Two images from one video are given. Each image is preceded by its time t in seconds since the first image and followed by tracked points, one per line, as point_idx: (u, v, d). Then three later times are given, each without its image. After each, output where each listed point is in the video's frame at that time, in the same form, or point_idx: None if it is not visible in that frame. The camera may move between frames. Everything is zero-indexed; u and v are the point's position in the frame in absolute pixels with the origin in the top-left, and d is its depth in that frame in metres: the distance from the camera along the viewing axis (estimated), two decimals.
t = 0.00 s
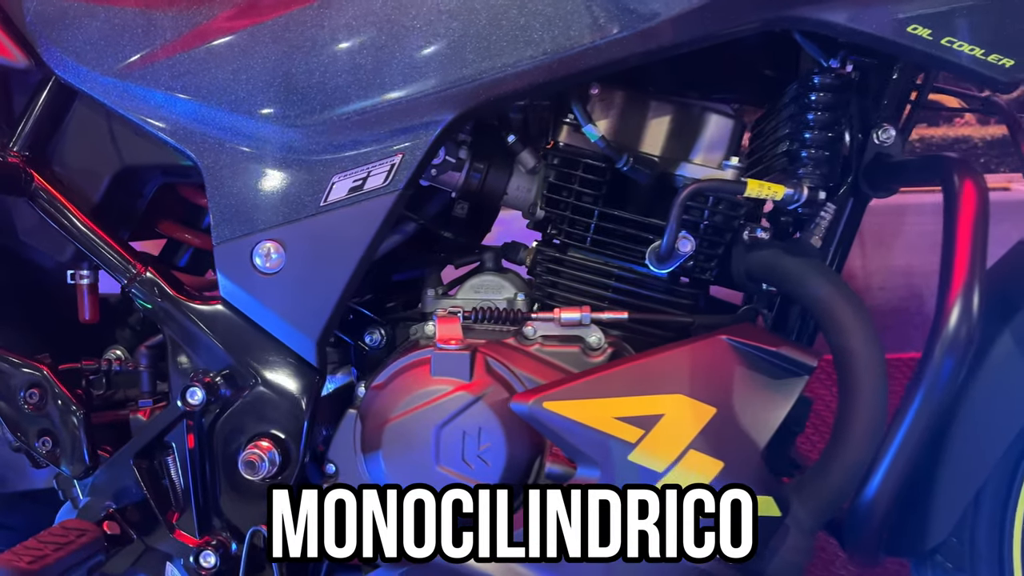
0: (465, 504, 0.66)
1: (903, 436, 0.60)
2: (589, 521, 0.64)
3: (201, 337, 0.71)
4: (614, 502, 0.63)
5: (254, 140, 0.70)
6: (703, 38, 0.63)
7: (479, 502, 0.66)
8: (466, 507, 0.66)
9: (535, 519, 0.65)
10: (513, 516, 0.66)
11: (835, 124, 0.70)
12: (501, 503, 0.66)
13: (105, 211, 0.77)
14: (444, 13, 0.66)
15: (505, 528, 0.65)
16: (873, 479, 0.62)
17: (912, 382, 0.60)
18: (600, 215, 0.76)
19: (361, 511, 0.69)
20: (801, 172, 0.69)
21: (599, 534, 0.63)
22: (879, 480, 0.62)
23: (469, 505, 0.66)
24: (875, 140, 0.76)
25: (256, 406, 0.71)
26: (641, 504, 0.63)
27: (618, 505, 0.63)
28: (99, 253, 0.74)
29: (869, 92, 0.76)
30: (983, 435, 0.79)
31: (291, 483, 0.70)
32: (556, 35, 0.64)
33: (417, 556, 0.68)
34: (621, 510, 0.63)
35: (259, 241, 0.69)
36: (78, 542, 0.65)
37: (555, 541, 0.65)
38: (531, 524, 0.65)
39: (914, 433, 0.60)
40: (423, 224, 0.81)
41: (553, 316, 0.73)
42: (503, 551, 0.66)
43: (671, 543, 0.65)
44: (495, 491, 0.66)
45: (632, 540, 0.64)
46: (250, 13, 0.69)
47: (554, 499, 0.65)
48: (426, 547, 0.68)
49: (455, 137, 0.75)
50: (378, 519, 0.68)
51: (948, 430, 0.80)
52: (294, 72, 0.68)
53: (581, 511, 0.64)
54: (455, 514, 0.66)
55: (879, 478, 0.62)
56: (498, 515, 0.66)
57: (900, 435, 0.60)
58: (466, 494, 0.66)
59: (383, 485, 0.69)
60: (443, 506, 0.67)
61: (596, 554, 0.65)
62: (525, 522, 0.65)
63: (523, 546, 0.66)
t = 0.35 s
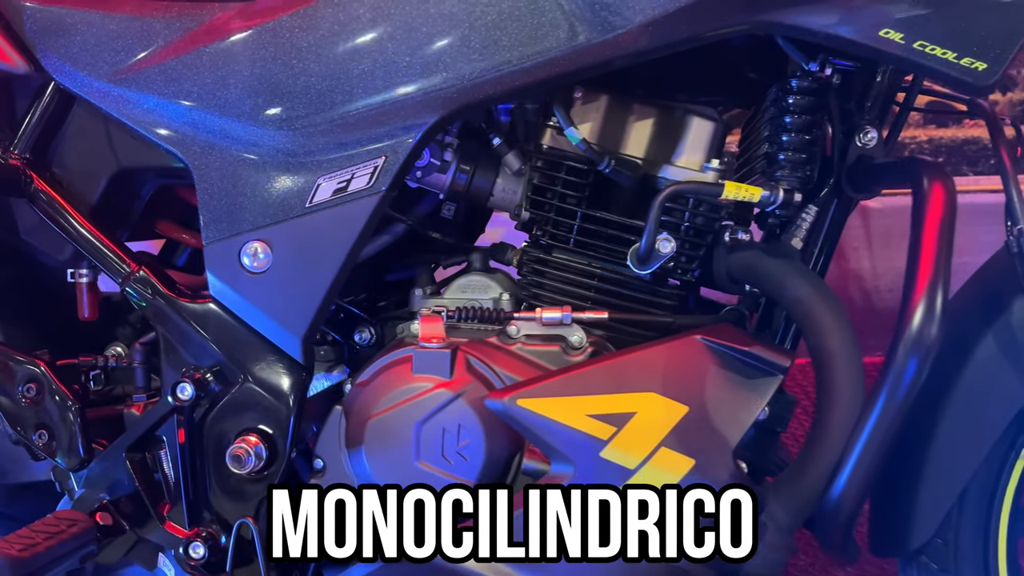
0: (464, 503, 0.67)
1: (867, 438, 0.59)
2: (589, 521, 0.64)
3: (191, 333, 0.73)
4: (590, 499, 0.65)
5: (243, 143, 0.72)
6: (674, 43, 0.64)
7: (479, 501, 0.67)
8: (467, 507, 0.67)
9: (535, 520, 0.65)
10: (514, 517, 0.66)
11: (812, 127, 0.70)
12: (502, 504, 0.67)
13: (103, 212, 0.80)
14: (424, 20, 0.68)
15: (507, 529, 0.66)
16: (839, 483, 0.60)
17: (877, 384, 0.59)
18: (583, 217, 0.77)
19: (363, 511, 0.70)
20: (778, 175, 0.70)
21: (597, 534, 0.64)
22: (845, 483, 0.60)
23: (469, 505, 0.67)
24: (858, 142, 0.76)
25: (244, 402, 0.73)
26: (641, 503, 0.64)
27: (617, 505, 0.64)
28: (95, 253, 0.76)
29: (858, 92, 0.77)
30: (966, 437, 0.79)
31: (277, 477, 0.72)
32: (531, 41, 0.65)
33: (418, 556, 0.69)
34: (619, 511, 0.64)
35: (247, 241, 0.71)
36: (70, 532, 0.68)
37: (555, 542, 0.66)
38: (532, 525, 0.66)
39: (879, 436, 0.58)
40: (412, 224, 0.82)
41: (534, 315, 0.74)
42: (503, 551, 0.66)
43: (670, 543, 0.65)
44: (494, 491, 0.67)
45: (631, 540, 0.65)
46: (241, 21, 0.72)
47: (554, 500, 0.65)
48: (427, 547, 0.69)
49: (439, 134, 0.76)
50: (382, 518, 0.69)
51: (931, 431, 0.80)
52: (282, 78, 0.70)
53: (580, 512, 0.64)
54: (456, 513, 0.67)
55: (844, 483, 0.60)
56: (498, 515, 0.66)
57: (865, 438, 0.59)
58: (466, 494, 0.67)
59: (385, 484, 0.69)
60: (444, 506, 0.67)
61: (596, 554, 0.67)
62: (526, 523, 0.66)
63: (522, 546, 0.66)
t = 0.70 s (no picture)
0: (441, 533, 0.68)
1: (837, 444, 0.57)
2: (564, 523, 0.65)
3: (183, 332, 0.75)
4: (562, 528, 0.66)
5: (234, 148, 0.74)
6: (653, 50, 0.65)
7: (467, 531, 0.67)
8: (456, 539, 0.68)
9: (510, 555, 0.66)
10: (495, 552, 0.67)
11: (795, 132, 0.71)
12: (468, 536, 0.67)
13: (102, 214, 0.82)
14: (409, 26, 0.69)
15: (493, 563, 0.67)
16: (808, 488, 0.59)
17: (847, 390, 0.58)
18: (570, 220, 0.78)
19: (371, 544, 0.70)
20: (760, 179, 0.71)
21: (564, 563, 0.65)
22: (816, 487, 0.59)
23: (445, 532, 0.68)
24: (845, 146, 0.76)
25: (236, 400, 0.74)
26: (607, 537, 0.65)
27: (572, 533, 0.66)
28: (93, 254, 0.78)
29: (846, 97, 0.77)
30: (953, 442, 0.79)
31: (267, 474, 0.74)
32: (513, 48, 0.66)
33: None
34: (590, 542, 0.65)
35: (237, 244, 0.72)
36: (63, 526, 0.71)
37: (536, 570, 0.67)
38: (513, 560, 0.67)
39: (849, 441, 0.57)
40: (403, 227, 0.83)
41: (520, 317, 0.75)
42: None
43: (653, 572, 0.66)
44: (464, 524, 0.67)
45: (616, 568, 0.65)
46: (234, 28, 0.74)
47: (540, 535, 0.66)
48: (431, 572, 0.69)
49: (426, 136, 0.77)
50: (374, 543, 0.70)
51: (918, 436, 0.80)
52: (272, 84, 0.72)
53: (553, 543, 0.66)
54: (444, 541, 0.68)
55: (814, 489, 0.59)
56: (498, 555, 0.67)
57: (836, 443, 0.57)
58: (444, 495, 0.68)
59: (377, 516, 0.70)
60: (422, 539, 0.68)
61: None
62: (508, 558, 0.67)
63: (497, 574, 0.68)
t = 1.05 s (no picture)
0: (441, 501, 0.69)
1: (815, 447, 0.57)
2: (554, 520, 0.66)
3: (178, 331, 0.76)
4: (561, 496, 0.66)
5: (228, 150, 0.75)
6: (637, 55, 0.65)
7: (467, 501, 0.68)
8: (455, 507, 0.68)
9: (508, 522, 0.67)
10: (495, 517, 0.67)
11: (784, 136, 0.71)
12: (471, 502, 0.68)
13: (103, 215, 0.83)
14: (396, 30, 0.70)
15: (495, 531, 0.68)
16: (789, 490, 0.59)
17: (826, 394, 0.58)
18: (561, 223, 0.79)
19: (371, 510, 0.71)
20: (748, 183, 0.71)
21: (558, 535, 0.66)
22: (795, 490, 0.59)
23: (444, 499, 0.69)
24: (837, 150, 0.75)
25: (229, 399, 0.76)
26: (607, 503, 0.65)
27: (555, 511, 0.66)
28: (92, 254, 0.80)
29: (839, 101, 0.77)
30: (947, 448, 0.78)
31: (259, 472, 0.75)
32: (498, 52, 0.67)
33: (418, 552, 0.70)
34: (589, 509, 0.66)
35: (231, 245, 0.74)
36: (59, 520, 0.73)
37: (533, 542, 0.67)
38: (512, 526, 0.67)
39: (827, 444, 0.57)
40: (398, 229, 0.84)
41: (510, 319, 0.75)
42: (477, 551, 0.68)
43: (653, 539, 0.66)
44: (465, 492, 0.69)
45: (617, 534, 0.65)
46: (229, 33, 0.75)
47: (541, 500, 0.66)
48: (433, 544, 0.69)
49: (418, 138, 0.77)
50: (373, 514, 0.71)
51: (912, 441, 0.80)
52: (265, 87, 0.73)
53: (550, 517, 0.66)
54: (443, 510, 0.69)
55: (793, 492, 0.59)
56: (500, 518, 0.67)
57: (814, 446, 0.57)
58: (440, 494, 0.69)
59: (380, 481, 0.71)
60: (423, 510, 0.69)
61: (601, 554, 0.67)
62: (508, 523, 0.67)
63: (495, 548, 0.68)
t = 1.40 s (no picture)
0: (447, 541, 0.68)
1: (800, 448, 0.57)
2: (549, 534, 0.66)
3: (176, 326, 0.78)
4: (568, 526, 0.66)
5: (227, 149, 0.76)
6: (627, 55, 0.65)
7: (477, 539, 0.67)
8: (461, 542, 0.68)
9: (512, 554, 0.67)
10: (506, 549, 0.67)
11: (777, 136, 0.70)
12: (478, 537, 0.67)
13: (107, 213, 0.85)
14: (390, 29, 0.70)
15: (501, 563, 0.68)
16: (774, 491, 0.59)
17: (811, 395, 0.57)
18: (556, 223, 0.79)
19: (349, 544, 0.71)
20: (741, 183, 0.71)
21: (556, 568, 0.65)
22: (780, 491, 0.59)
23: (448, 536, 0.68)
24: (834, 151, 0.75)
25: (228, 394, 0.77)
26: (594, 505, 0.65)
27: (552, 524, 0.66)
28: (95, 250, 0.81)
29: (837, 101, 0.77)
30: (943, 452, 0.77)
31: (255, 468, 0.77)
32: (489, 52, 0.67)
33: None
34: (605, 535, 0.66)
35: (228, 242, 0.75)
36: (59, 512, 0.75)
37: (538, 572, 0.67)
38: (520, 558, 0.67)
39: (811, 445, 0.57)
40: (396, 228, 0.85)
41: (504, 318, 0.76)
42: None
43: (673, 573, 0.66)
44: (432, 525, 0.68)
45: (621, 557, 0.66)
46: (228, 33, 0.76)
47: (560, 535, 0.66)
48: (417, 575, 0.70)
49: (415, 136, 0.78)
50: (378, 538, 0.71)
51: (909, 444, 0.79)
52: (263, 87, 0.74)
53: (556, 546, 0.66)
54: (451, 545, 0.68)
55: (779, 493, 0.59)
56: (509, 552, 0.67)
57: (798, 447, 0.57)
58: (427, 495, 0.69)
59: (393, 487, 0.71)
60: (397, 538, 0.69)
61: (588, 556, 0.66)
62: (515, 554, 0.67)
63: None
